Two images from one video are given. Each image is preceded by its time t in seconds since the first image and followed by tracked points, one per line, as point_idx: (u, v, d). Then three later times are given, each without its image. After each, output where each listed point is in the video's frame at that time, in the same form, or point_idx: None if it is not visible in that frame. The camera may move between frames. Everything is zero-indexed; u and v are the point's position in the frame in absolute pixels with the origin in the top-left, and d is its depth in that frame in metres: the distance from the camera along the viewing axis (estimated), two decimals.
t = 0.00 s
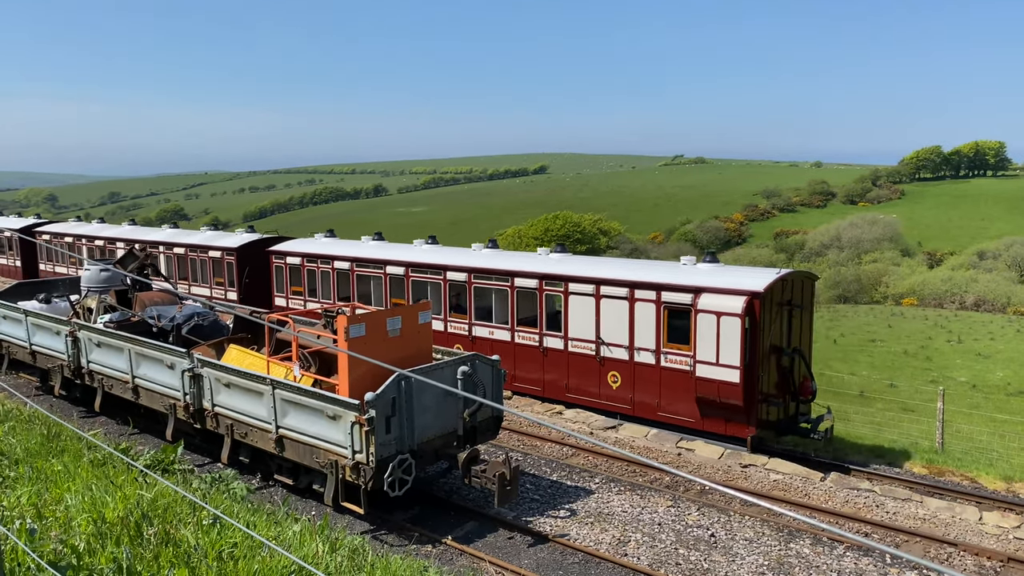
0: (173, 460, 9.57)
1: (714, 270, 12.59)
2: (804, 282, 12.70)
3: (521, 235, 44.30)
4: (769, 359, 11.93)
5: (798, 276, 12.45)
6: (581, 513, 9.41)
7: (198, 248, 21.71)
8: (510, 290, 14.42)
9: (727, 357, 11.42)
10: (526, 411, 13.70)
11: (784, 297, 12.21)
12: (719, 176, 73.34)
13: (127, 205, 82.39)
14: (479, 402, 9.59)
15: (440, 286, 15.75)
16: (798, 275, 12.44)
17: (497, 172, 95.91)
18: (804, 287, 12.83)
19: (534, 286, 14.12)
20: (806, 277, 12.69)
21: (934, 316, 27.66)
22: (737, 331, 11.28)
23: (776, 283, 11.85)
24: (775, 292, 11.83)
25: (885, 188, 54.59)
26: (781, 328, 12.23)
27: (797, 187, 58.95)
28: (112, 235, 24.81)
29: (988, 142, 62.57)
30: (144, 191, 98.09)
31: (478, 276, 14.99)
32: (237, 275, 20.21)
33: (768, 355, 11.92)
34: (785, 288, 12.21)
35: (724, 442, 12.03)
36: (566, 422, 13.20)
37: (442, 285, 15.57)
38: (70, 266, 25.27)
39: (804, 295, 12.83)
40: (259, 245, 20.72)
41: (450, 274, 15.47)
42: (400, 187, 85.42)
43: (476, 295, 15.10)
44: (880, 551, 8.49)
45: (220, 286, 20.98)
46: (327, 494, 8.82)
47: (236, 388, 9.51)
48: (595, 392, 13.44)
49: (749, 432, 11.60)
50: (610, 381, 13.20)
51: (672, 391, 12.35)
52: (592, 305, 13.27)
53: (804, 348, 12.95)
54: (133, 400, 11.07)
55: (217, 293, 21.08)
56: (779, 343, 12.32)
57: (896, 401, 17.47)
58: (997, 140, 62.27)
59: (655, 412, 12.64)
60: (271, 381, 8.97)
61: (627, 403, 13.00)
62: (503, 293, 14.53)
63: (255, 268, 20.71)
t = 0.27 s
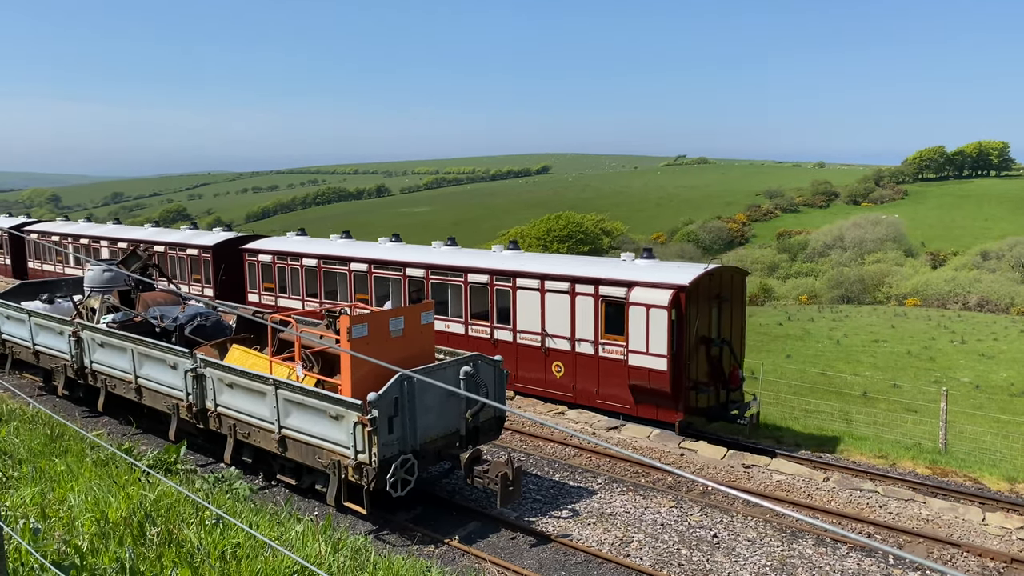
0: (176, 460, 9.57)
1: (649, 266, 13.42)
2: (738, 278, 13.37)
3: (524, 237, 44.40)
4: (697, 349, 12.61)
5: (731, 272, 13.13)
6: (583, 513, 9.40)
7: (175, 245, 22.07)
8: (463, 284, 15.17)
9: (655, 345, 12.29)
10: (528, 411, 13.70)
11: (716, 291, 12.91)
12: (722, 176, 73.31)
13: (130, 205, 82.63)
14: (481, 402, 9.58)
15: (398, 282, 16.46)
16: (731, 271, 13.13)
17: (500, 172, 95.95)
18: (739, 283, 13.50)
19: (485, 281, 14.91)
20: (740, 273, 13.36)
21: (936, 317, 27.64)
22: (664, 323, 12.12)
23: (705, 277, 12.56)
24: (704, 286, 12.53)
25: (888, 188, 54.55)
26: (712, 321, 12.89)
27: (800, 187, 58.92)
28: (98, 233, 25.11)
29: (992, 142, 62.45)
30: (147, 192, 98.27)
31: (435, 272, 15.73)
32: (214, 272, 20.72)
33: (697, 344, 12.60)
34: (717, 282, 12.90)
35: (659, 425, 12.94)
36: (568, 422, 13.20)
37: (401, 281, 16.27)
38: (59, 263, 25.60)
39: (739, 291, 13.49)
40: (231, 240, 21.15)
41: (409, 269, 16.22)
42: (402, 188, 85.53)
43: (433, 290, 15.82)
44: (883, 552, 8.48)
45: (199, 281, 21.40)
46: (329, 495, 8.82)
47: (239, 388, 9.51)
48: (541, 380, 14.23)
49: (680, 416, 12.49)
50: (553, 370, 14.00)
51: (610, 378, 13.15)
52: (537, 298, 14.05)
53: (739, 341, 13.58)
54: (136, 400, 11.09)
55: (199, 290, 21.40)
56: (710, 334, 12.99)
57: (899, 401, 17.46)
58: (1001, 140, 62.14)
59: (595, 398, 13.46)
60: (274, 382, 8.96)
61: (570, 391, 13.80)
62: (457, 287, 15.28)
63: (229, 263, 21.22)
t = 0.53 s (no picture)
0: (178, 460, 9.58)
1: (592, 262, 14.25)
2: (672, 273, 14.27)
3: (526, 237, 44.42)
4: (633, 340, 13.50)
5: (665, 268, 14.02)
6: (585, 514, 9.39)
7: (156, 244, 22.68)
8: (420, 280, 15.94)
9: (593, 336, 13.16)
10: (530, 412, 13.69)
11: (650, 285, 13.81)
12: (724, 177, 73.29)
13: (133, 206, 82.85)
14: (483, 403, 9.58)
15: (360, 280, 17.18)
16: (665, 267, 14.03)
17: (502, 173, 95.99)
18: (674, 278, 14.41)
19: (441, 277, 15.68)
20: (673, 268, 14.27)
21: (938, 317, 27.64)
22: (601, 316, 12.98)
23: (639, 272, 13.44)
24: (639, 281, 13.41)
25: (891, 188, 54.49)
26: (647, 313, 13.79)
27: (802, 187, 58.89)
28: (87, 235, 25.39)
29: (994, 142, 62.30)
30: (149, 192, 98.37)
31: (395, 269, 16.49)
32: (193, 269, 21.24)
33: (632, 335, 13.50)
34: (652, 277, 13.80)
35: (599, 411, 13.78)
36: (569, 423, 13.20)
37: (362, 277, 17.00)
38: (44, 261, 25.89)
39: (674, 285, 14.40)
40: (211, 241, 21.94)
41: (371, 266, 16.91)
42: (404, 188, 85.62)
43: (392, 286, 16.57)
44: (885, 552, 8.48)
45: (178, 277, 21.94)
46: (332, 495, 8.81)
47: (241, 389, 9.51)
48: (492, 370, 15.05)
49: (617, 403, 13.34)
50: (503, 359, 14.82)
51: (554, 367, 13.96)
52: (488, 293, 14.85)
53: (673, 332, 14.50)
54: (138, 400, 11.10)
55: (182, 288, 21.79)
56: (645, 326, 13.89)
57: (902, 402, 17.45)
58: (1004, 140, 62.00)
59: (541, 386, 14.29)
60: (276, 382, 8.95)
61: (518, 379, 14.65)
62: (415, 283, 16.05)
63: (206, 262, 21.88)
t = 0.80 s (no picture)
0: (180, 460, 9.57)
1: (542, 259, 15.04)
2: (616, 269, 15.04)
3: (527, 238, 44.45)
4: (576, 332, 14.28)
5: (608, 263, 14.78)
6: (587, 514, 9.39)
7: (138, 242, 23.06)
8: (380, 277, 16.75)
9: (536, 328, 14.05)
10: (532, 412, 13.71)
11: (594, 280, 14.58)
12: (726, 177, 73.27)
13: (135, 207, 83.11)
14: (484, 403, 9.58)
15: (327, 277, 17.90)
16: (608, 264, 14.79)
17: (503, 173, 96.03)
18: (618, 274, 15.18)
19: (400, 273, 16.50)
20: (617, 265, 15.02)
21: (940, 317, 27.63)
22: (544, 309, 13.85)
23: (581, 268, 14.21)
24: (581, 276, 14.19)
25: (893, 189, 54.43)
26: (591, 307, 14.57)
27: (804, 188, 58.88)
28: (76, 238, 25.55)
29: (996, 142, 62.17)
30: (151, 193, 98.43)
31: (358, 265, 17.26)
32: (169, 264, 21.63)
33: (576, 327, 14.28)
34: (595, 273, 14.57)
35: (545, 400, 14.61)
36: (571, 423, 13.19)
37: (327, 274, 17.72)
38: (30, 258, 26.00)
39: (618, 280, 15.17)
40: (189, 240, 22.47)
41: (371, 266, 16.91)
42: (406, 188, 85.73)
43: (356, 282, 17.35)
44: (887, 553, 8.48)
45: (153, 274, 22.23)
46: (333, 495, 8.81)
47: (242, 389, 9.50)
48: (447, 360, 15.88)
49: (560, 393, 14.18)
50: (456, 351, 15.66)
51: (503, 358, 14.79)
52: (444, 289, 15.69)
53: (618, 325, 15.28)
54: (139, 400, 11.11)
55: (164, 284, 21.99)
56: (589, 319, 14.65)
57: (903, 403, 17.45)
58: (1006, 140, 61.87)
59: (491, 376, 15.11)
60: (277, 382, 8.95)
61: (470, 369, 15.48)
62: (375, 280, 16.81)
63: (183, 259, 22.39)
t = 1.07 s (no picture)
0: (181, 461, 9.57)
1: (495, 257, 15.78)
2: (563, 267, 15.80)
3: (528, 238, 44.50)
4: (524, 326, 14.96)
5: (556, 261, 15.52)
6: (588, 515, 9.38)
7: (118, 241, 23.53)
8: (343, 274, 17.49)
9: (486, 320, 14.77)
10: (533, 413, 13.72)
11: (542, 276, 15.32)
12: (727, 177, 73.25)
13: (137, 207, 83.23)
14: (485, 403, 9.57)
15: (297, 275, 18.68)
16: (556, 261, 15.53)
17: (505, 174, 96.03)
18: (566, 271, 15.93)
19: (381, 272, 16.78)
20: (565, 262, 15.77)
21: (941, 318, 27.60)
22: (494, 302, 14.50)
23: (528, 265, 14.93)
24: (529, 273, 14.90)
25: (894, 189, 54.40)
26: (539, 302, 15.27)
27: (805, 188, 58.84)
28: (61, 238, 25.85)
29: (998, 142, 62.04)
30: (153, 193, 98.59)
31: (324, 262, 17.96)
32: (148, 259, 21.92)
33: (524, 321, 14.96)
34: (543, 270, 15.31)
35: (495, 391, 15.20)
36: (572, 424, 13.20)
37: (295, 271, 18.44)
38: (18, 258, 26.59)
39: (566, 277, 15.92)
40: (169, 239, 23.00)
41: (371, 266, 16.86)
42: (407, 189, 85.76)
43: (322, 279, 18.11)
44: (888, 553, 8.48)
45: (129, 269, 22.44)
46: (334, 496, 8.80)
47: (244, 389, 9.50)
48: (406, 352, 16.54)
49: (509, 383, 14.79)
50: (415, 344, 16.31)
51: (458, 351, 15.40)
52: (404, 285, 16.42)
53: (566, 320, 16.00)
54: (140, 401, 11.11)
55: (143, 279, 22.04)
56: (537, 314, 15.36)
57: (904, 403, 17.44)
58: (1008, 140, 61.73)
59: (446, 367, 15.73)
60: (279, 383, 8.94)
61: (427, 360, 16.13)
62: (339, 276, 17.51)
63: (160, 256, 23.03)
